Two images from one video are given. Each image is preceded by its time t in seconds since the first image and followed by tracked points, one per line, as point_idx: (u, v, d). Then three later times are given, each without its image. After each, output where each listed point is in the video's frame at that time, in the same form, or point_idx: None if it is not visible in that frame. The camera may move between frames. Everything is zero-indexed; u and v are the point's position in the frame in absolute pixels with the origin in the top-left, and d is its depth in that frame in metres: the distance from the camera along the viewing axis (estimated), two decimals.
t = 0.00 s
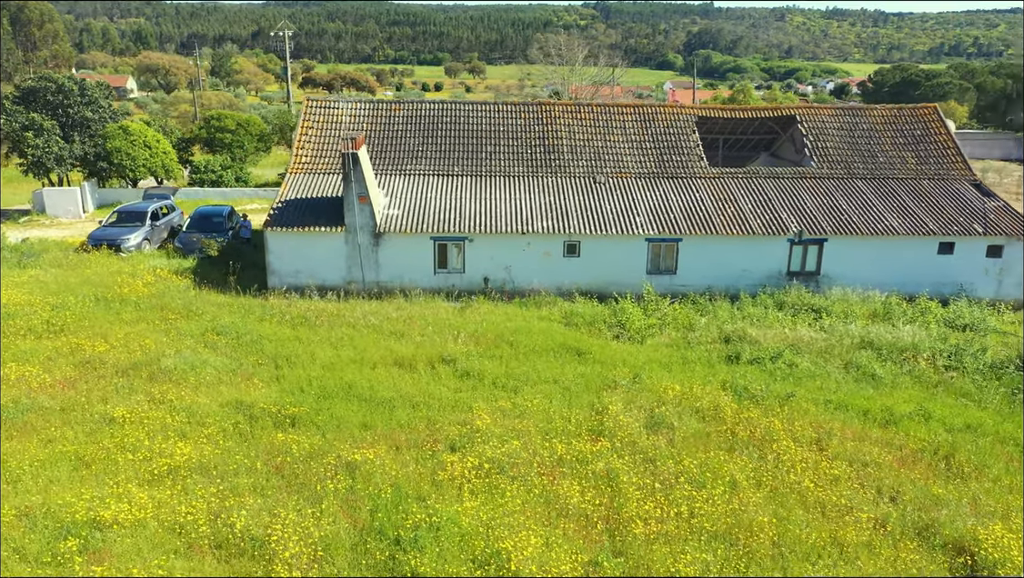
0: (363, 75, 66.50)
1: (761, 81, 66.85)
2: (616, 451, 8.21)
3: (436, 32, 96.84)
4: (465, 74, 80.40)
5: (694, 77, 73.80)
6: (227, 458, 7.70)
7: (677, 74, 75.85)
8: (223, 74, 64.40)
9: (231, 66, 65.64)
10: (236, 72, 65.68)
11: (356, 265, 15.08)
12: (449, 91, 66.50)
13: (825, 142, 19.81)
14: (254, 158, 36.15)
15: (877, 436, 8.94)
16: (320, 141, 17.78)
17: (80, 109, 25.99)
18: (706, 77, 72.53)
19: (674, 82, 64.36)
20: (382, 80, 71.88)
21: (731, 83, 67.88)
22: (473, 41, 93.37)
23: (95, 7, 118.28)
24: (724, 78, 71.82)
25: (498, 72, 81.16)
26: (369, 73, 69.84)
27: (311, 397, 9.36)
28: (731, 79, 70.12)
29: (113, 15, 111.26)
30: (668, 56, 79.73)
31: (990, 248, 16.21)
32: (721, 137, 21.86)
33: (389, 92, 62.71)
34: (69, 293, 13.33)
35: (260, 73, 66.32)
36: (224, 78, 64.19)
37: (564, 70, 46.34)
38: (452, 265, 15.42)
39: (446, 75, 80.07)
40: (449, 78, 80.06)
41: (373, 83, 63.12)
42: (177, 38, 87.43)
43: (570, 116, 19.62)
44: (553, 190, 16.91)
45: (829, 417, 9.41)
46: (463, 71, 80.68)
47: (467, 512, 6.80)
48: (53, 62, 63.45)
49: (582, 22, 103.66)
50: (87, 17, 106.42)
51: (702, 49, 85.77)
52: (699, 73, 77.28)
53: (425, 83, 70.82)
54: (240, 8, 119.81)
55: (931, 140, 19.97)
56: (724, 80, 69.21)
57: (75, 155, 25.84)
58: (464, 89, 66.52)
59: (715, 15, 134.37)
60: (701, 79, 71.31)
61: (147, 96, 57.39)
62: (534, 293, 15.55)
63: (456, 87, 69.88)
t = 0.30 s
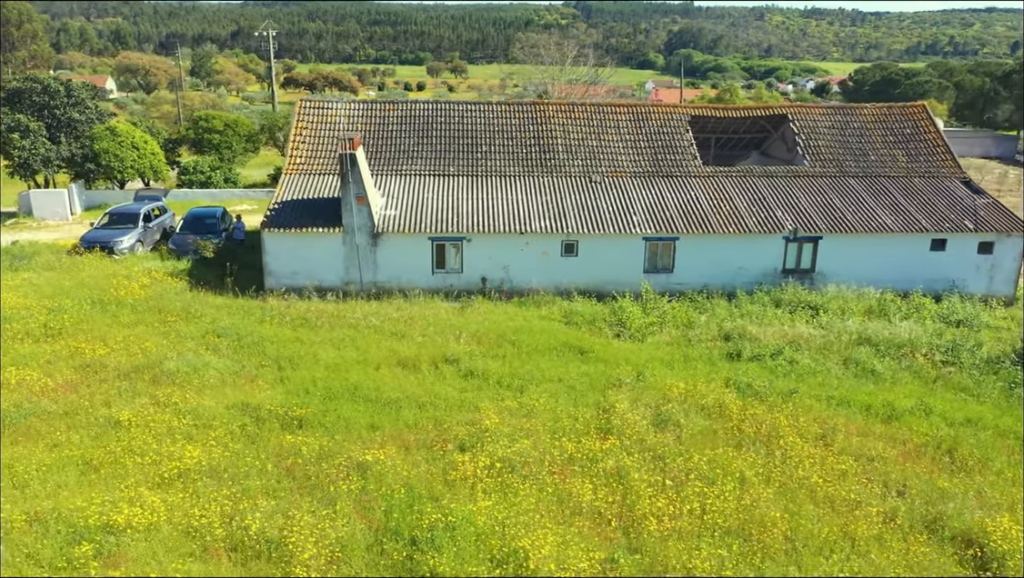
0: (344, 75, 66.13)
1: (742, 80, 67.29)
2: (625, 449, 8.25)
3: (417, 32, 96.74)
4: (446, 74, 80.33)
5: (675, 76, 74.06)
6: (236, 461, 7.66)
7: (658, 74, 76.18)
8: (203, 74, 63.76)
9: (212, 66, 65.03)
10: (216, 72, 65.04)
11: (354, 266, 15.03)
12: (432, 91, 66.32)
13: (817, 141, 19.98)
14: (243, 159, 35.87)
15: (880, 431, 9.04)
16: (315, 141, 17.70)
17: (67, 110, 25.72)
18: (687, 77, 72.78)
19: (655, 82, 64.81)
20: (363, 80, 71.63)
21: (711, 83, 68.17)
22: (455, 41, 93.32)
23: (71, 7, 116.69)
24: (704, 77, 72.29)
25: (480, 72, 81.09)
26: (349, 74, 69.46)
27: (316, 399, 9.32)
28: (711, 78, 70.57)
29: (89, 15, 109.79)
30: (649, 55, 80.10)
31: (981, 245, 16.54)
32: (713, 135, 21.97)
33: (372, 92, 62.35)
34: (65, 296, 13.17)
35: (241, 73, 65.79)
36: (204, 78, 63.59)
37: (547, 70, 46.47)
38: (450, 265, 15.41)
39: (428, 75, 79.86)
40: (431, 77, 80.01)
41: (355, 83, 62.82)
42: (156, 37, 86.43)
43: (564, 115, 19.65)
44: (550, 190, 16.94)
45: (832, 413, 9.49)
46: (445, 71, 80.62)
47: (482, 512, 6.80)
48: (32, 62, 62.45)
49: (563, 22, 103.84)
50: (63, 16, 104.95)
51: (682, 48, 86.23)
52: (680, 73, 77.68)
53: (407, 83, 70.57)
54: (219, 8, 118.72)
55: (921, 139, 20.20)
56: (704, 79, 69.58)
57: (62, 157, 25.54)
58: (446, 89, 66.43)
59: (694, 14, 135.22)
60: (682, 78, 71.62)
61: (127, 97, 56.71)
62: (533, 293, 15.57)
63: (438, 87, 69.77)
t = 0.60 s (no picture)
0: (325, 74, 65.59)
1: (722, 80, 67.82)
2: (635, 445, 8.30)
3: (397, 32, 96.62)
4: (427, 72, 80.50)
5: (657, 75, 74.35)
6: (248, 461, 7.63)
7: (639, 73, 76.58)
8: (182, 74, 63.08)
9: (192, 66, 64.30)
10: (195, 71, 64.35)
11: (351, 266, 14.99)
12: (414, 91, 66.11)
13: (808, 138, 20.17)
14: (231, 159, 35.53)
15: (884, 424, 9.17)
16: (310, 141, 17.63)
17: (53, 110, 25.43)
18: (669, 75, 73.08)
19: (637, 81, 65.08)
20: (344, 80, 71.27)
21: (692, 81, 68.47)
22: (435, 41, 93.71)
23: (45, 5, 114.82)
24: (684, 76, 72.70)
25: (462, 72, 80.98)
26: (331, 74, 69.16)
27: (323, 399, 9.29)
28: (692, 76, 70.90)
29: (63, 14, 108.06)
30: (628, 54, 80.53)
31: (972, 241, 16.78)
32: (704, 134, 22.11)
33: (353, 92, 61.77)
34: (61, 297, 13.02)
35: (220, 73, 65.15)
36: (183, 77, 62.82)
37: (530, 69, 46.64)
38: (448, 264, 15.41)
39: (409, 74, 79.65)
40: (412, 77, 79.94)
41: (336, 83, 62.52)
42: (133, 37, 85.30)
43: (558, 114, 19.69)
44: (546, 188, 16.98)
45: (835, 407, 9.61)
46: (426, 71, 80.59)
47: (498, 509, 6.82)
48: (8, 62, 61.39)
49: (543, 21, 104.02)
50: (36, 15, 103.25)
51: (662, 47, 86.77)
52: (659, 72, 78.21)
53: (389, 83, 70.22)
54: (197, 7, 117.48)
55: (911, 136, 20.46)
56: (685, 78, 70.03)
57: (48, 157, 25.24)
58: (427, 89, 66.35)
59: (672, 12, 136.02)
60: (663, 78, 72.04)
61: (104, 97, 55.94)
62: (531, 291, 15.61)
63: (419, 86, 69.65)
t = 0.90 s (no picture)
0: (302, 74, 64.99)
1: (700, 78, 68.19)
2: (641, 441, 8.36)
3: (373, 31, 96.26)
4: (404, 71, 80.28)
5: (635, 74, 74.58)
6: (257, 463, 7.58)
7: (616, 72, 76.87)
8: (156, 73, 62.17)
9: (166, 66, 63.30)
10: (170, 71, 63.48)
11: (346, 266, 14.93)
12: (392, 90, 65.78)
13: (796, 136, 20.39)
14: (216, 161, 34.92)
15: (884, 417, 9.30)
16: (301, 141, 17.52)
17: (34, 111, 24.98)
18: (646, 74, 73.26)
19: (615, 80, 65.28)
20: (321, 80, 70.81)
21: (671, 80, 68.69)
22: (412, 41, 93.70)
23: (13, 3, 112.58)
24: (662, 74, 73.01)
25: (440, 72, 80.74)
26: (309, 74, 68.65)
27: (327, 400, 9.26)
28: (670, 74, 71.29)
29: (32, 12, 106.01)
30: (605, 53, 80.79)
31: (958, 236, 17.06)
32: (693, 132, 22.24)
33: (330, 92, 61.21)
34: (53, 300, 12.84)
35: (196, 73, 64.31)
36: (157, 77, 61.84)
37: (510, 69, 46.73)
38: (443, 264, 15.41)
39: (387, 74, 79.24)
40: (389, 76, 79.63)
41: (313, 83, 62.08)
42: (105, 36, 83.80)
43: (549, 113, 19.74)
44: (539, 187, 17.02)
45: (835, 402, 9.73)
46: (403, 70, 80.37)
47: (511, 507, 6.85)
48: None
49: (521, 20, 104.10)
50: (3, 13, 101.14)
51: (639, 45, 87.22)
52: (637, 71, 78.62)
53: (368, 83, 69.74)
54: (170, 6, 115.90)
55: (896, 134, 20.75)
56: (663, 76, 70.32)
57: (30, 159, 24.90)
58: (406, 88, 66.12)
59: (649, 11, 136.73)
60: (641, 76, 72.39)
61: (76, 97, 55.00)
62: (526, 290, 15.64)
63: (397, 85, 69.43)
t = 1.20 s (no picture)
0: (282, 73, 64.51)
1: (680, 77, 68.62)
2: (648, 438, 8.41)
3: (352, 30, 95.92)
4: (384, 71, 80.09)
5: (615, 74, 74.88)
6: (265, 464, 7.55)
7: (596, 71, 77.19)
8: (133, 74, 61.39)
9: (144, 66, 62.44)
10: (148, 71, 62.66)
11: (343, 266, 14.88)
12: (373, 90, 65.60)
13: (786, 135, 20.57)
14: (202, 161, 34.50)
15: (884, 412, 9.41)
16: (294, 141, 17.43)
17: (18, 112, 24.33)
18: (626, 74, 73.63)
19: (596, 79, 65.48)
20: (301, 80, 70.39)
21: (651, 79, 68.93)
22: (392, 40, 93.70)
23: None
24: (642, 73, 73.35)
25: (420, 72, 80.67)
26: (289, 74, 68.22)
27: (332, 400, 9.22)
28: (650, 73, 71.70)
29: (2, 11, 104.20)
30: (584, 51, 81.03)
31: (947, 233, 17.31)
32: (684, 131, 22.35)
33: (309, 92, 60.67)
34: (47, 303, 12.68)
35: (174, 72, 63.56)
36: (134, 77, 61.04)
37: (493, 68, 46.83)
38: (440, 263, 15.39)
39: (367, 74, 79.02)
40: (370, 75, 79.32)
41: (294, 83, 61.51)
42: (79, 36, 82.44)
43: (541, 112, 19.77)
44: (534, 186, 17.05)
45: (836, 397, 9.83)
46: (382, 70, 80.26)
47: (524, 505, 6.87)
48: None
49: (500, 19, 104.28)
50: None
51: (618, 44, 87.67)
52: (616, 70, 79.05)
53: (349, 83, 69.42)
54: (145, 5, 114.52)
55: (884, 132, 20.99)
56: (643, 74, 70.65)
57: (14, 160, 24.36)
58: (386, 87, 65.96)
59: (628, 11, 137.43)
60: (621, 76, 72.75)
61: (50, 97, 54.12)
62: (523, 289, 15.67)
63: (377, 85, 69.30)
